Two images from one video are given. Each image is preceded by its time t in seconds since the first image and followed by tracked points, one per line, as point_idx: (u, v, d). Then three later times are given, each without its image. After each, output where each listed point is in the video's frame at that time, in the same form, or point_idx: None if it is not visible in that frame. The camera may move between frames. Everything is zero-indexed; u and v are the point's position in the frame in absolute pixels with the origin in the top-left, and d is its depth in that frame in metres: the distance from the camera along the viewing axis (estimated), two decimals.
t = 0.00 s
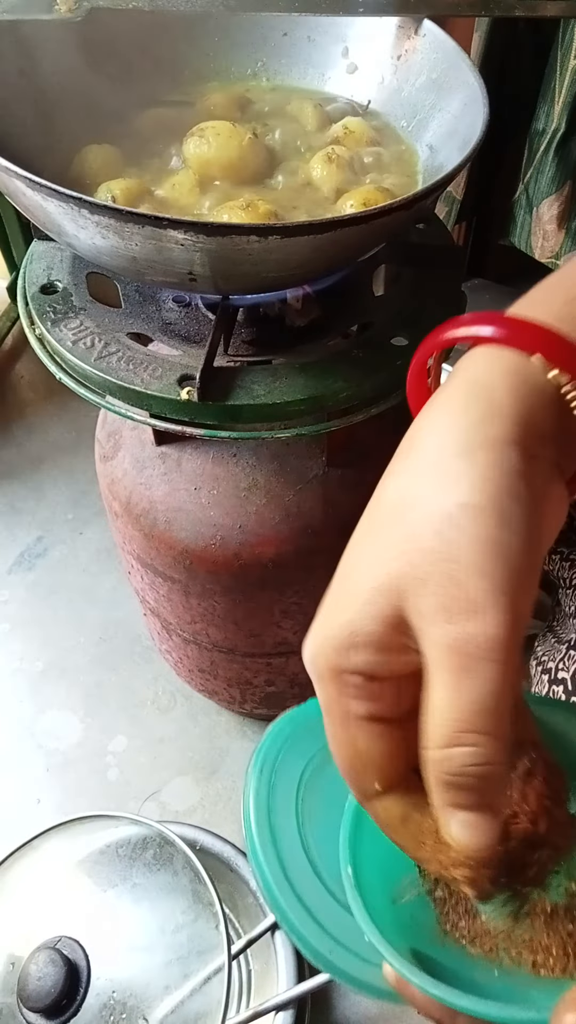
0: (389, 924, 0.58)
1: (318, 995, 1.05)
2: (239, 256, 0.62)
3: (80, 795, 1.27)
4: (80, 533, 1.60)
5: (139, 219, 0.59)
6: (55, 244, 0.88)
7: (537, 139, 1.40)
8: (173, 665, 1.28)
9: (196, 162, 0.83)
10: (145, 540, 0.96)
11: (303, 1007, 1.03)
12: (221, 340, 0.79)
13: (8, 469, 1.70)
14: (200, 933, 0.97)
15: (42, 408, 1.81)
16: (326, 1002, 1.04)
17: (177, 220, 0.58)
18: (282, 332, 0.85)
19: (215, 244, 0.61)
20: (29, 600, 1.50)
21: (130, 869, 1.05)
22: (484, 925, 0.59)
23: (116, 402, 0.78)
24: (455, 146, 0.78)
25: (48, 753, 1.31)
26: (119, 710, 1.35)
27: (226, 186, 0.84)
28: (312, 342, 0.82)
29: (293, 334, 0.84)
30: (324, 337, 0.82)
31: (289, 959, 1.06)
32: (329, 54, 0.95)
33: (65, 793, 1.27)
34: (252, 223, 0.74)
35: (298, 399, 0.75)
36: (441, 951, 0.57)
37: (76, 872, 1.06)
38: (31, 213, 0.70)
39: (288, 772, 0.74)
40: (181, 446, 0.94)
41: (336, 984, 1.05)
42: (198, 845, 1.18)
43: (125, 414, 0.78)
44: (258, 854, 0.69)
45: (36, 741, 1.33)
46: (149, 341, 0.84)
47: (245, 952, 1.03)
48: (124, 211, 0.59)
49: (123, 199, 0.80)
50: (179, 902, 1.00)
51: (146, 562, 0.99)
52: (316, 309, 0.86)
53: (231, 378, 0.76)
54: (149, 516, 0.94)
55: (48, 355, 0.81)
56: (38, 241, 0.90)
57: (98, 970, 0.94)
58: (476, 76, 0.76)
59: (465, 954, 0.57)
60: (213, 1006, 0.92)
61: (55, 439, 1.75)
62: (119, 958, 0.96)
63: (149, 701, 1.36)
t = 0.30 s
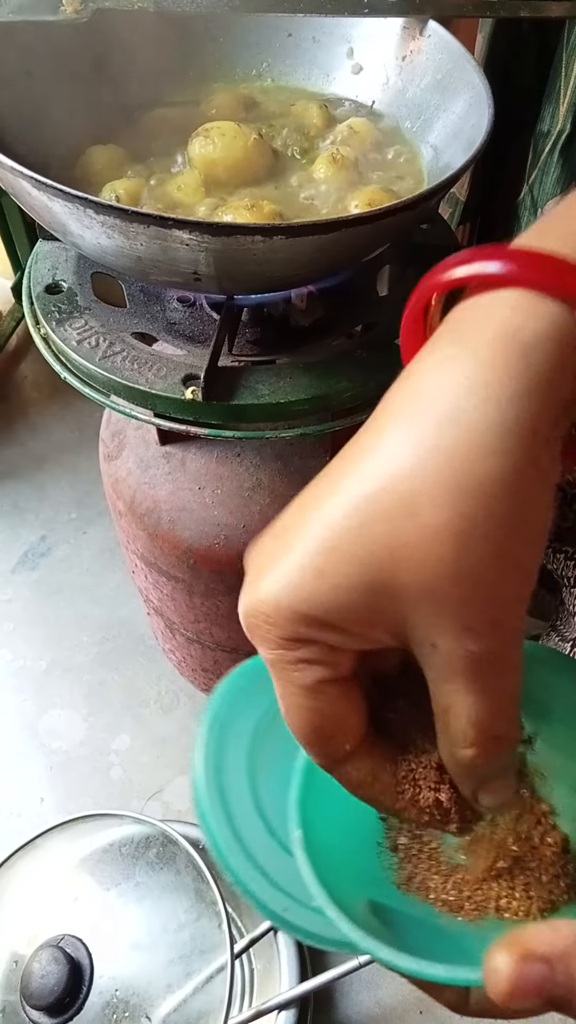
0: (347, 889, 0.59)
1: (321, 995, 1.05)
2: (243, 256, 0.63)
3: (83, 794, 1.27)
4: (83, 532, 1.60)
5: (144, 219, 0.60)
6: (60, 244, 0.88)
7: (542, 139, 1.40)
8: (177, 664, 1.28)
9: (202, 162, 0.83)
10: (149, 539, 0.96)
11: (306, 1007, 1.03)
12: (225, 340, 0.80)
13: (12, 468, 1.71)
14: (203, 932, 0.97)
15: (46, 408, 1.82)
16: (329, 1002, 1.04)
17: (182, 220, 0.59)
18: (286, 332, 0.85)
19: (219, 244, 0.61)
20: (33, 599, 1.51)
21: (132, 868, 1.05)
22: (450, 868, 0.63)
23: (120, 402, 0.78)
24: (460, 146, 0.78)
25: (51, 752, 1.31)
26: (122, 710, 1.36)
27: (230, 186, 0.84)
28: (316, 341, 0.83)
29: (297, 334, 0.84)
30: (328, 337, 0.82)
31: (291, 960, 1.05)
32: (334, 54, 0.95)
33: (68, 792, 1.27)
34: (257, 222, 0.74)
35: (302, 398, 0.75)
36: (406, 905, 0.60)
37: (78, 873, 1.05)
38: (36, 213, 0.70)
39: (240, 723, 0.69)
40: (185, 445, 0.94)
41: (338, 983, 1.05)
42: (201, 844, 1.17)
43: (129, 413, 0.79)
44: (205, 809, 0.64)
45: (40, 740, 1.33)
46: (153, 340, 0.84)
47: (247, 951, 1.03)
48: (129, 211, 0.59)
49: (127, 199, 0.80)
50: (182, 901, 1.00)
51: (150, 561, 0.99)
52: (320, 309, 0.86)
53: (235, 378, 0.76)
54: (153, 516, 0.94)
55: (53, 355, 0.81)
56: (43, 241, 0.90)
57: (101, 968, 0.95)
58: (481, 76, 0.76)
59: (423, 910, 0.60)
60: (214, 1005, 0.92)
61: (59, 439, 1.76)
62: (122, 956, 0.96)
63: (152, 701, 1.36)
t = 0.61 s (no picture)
0: (301, 742, 0.51)
1: (322, 991, 1.05)
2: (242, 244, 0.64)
3: (84, 789, 1.27)
4: (85, 528, 1.60)
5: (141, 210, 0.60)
6: (59, 237, 0.88)
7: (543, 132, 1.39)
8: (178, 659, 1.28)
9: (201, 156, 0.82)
10: (149, 534, 0.95)
11: (307, 1003, 1.02)
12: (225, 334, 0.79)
13: (13, 464, 1.71)
14: (204, 929, 0.98)
15: (47, 403, 1.82)
16: (330, 998, 1.04)
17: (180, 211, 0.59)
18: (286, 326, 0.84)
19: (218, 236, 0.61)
20: (35, 594, 1.51)
21: (134, 864, 1.05)
22: (415, 716, 0.56)
23: (120, 396, 0.78)
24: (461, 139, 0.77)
25: (53, 747, 1.31)
26: (123, 705, 1.35)
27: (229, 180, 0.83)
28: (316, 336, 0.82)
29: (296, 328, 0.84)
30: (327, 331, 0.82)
31: (292, 957, 1.05)
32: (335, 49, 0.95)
33: (70, 788, 1.27)
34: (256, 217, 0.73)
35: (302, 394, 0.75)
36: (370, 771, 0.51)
37: (78, 869, 1.06)
38: (35, 207, 0.70)
39: (184, 577, 0.60)
40: (185, 440, 0.94)
41: (339, 979, 1.05)
42: (202, 840, 1.17)
43: (129, 407, 0.78)
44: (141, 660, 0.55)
45: (41, 735, 1.33)
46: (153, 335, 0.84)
47: (248, 946, 1.02)
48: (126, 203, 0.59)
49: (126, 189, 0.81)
50: (184, 897, 1.01)
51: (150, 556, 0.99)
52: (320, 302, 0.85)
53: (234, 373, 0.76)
54: (154, 511, 0.94)
55: (52, 350, 0.81)
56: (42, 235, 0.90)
57: (103, 963, 0.95)
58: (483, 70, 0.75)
59: (385, 772, 0.52)
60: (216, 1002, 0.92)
61: (60, 434, 1.76)
62: (124, 951, 0.96)
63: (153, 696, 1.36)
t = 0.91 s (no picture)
0: (338, 635, 0.52)
1: (326, 991, 1.05)
2: (247, 250, 0.63)
3: (88, 790, 1.27)
4: (88, 527, 1.60)
5: (145, 211, 0.60)
6: (62, 237, 0.88)
7: (546, 131, 1.38)
8: (181, 659, 1.28)
9: (204, 153, 0.88)
10: (152, 534, 0.96)
11: (311, 1002, 1.02)
12: (228, 334, 0.79)
13: (16, 464, 1.71)
14: (208, 927, 0.98)
15: (50, 403, 1.82)
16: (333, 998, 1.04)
17: (183, 212, 0.59)
18: (289, 326, 0.84)
19: (221, 237, 0.61)
20: (38, 594, 1.51)
21: (137, 863, 1.05)
22: (443, 615, 0.58)
23: (123, 396, 0.78)
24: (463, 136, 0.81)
25: (56, 747, 1.31)
26: (126, 705, 1.35)
27: (232, 174, 0.89)
28: (319, 336, 0.82)
29: (299, 328, 0.84)
30: (330, 331, 0.82)
31: (296, 957, 1.05)
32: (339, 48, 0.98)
33: (73, 787, 1.27)
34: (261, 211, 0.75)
35: (306, 394, 0.75)
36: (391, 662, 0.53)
37: (82, 868, 1.06)
38: (38, 207, 0.70)
39: (225, 487, 0.64)
40: (188, 439, 0.94)
41: (342, 978, 1.05)
42: (205, 839, 1.17)
43: (132, 407, 0.78)
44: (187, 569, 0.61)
45: (44, 735, 1.33)
46: (156, 335, 0.84)
47: (252, 945, 1.02)
48: (130, 202, 0.59)
49: (129, 190, 0.84)
50: (187, 896, 1.01)
51: (154, 556, 0.99)
52: (323, 302, 0.85)
53: (238, 373, 0.76)
54: (157, 510, 0.94)
55: (56, 350, 0.81)
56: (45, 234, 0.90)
57: (106, 962, 0.95)
58: (485, 66, 0.79)
59: (411, 667, 0.53)
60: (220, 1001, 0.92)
61: (63, 434, 1.76)
62: (127, 950, 0.96)
63: (156, 696, 1.36)
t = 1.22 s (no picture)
0: (273, 801, 0.53)
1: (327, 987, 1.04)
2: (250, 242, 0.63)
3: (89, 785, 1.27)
4: (89, 523, 1.60)
5: (149, 205, 0.60)
6: (64, 231, 0.87)
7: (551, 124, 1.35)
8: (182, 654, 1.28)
9: (207, 147, 0.89)
10: (155, 530, 0.96)
11: (312, 997, 1.02)
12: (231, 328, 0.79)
13: (18, 459, 1.70)
14: (209, 922, 0.98)
15: (51, 399, 1.81)
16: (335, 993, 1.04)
17: (188, 206, 0.59)
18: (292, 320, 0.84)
19: (225, 231, 0.61)
20: (39, 589, 1.50)
21: (140, 858, 1.05)
22: (379, 745, 0.60)
23: (126, 391, 0.78)
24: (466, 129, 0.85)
25: (58, 742, 1.31)
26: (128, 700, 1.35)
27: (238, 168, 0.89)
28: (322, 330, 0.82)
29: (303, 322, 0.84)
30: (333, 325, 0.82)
31: (297, 952, 1.05)
32: (342, 40, 1.05)
33: (75, 783, 1.27)
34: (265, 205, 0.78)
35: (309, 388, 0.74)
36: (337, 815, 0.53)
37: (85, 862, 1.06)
38: (41, 201, 0.70)
39: (125, 631, 0.64)
40: (191, 434, 0.94)
41: (344, 973, 1.04)
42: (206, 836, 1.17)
43: (135, 402, 0.78)
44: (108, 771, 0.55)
45: (46, 730, 1.33)
46: (159, 330, 0.84)
47: (253, 940, 1.02)
48: (134, 197, 0.59)
49: (132, 185, 0.84)
50: (189, 890, 1.01)
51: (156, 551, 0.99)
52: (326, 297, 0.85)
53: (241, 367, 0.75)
54: (159, 506, 0.94)
55: (58, 344, 0.81)
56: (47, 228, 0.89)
57: (107, 957, 0.95)
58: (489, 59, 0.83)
59: (355, 810, 0.54)
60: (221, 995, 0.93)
61: (65, 429, 1.75)
62: (128, 945, 0.96)
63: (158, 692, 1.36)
